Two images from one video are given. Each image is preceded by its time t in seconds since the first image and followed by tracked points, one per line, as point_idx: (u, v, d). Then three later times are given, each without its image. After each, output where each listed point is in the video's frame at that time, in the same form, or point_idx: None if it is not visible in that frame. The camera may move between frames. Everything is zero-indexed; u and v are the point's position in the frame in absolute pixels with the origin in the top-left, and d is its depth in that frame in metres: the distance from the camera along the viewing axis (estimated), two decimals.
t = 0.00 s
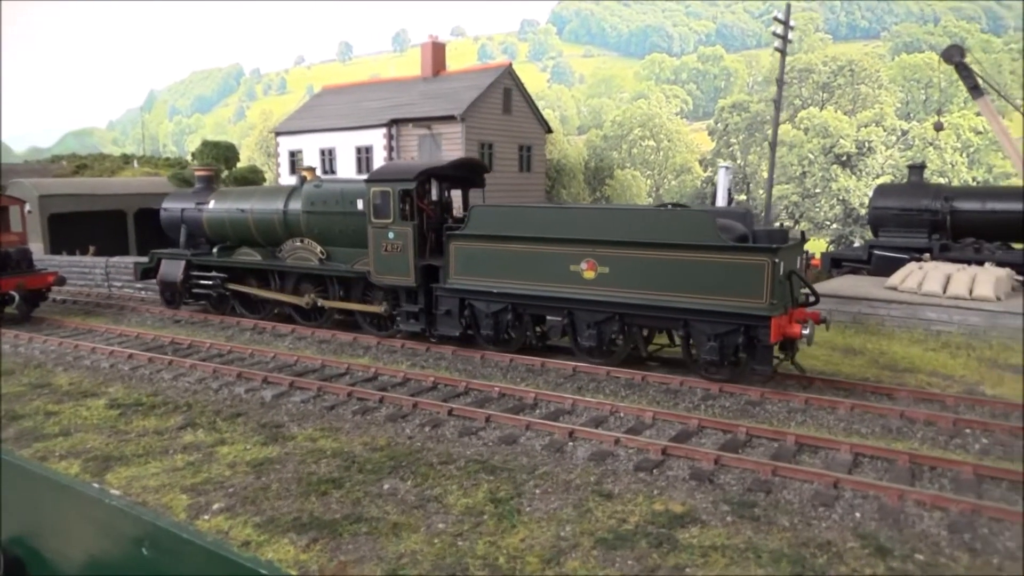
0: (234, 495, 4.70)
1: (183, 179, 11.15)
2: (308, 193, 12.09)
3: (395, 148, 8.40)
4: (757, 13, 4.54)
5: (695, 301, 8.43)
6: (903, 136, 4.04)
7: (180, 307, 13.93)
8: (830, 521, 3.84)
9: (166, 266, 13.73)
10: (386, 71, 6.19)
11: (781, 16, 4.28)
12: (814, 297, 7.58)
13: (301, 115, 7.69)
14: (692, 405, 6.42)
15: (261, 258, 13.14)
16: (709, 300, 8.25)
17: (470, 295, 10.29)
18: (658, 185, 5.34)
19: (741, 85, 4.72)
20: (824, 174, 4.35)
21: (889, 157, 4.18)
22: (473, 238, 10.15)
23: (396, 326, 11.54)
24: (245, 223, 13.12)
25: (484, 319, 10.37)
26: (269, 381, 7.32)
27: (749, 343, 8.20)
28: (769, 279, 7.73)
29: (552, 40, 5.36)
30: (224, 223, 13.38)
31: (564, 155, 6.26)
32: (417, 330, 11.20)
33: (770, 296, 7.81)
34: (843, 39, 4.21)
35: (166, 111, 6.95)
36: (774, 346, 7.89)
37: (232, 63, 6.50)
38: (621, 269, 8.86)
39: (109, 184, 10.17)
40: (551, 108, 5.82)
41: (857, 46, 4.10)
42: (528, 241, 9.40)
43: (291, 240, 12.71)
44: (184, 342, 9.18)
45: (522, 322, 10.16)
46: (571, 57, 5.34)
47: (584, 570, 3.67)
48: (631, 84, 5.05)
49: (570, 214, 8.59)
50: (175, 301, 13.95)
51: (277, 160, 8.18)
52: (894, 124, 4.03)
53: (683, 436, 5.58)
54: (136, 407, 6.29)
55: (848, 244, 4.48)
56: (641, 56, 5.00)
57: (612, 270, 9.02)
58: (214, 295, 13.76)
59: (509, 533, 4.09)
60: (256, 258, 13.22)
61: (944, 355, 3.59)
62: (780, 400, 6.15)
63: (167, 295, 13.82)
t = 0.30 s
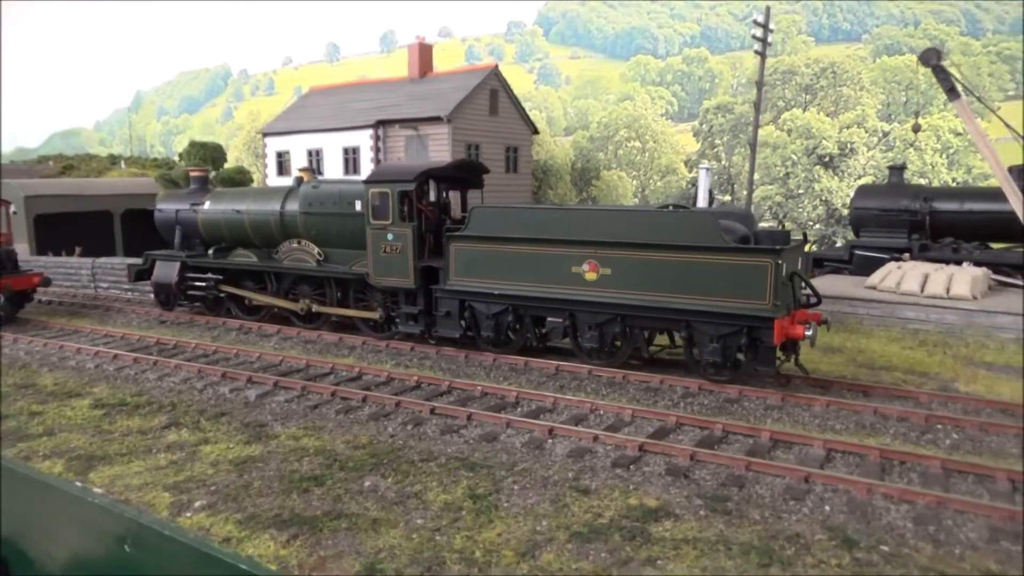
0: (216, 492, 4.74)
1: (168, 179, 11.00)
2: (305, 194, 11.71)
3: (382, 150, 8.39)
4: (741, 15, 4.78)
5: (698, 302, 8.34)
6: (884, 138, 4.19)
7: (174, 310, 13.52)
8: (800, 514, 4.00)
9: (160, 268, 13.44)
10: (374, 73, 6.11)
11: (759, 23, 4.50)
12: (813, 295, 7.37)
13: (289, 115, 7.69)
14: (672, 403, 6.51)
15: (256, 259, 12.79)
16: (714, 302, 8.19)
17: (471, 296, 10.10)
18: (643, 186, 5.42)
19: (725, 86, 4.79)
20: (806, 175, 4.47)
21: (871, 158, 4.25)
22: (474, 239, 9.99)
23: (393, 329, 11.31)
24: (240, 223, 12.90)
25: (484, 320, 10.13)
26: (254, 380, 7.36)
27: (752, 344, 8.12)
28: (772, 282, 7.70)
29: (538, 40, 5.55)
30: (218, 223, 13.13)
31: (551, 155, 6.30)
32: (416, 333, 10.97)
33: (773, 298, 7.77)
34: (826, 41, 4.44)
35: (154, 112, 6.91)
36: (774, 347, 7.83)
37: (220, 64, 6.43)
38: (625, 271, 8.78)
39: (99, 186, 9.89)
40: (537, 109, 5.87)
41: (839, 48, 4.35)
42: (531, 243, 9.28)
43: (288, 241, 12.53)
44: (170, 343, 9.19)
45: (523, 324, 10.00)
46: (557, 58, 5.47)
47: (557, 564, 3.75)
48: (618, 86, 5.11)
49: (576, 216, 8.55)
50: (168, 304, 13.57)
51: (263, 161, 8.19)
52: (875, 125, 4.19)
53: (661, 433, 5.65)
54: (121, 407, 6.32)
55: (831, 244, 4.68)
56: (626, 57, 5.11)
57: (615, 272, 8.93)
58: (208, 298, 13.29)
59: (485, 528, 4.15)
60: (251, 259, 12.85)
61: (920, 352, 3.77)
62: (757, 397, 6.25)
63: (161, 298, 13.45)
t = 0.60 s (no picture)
0: (206, 489, 4.80)
1: (158, 181, 10.96)
2: (305, 195, 11.71)
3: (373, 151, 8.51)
4: (728, 18, 4.66)
5: (703, 304, 8.22)
6: (868, 139, 4.22)
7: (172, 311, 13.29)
8: (777, 508, 4.19)
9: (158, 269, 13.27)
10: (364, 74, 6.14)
11: (743, 26, 4.48)
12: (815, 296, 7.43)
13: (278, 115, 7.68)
14: (657, 400, 6.60)
15: (255, 260, 12.63)
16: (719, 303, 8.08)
17: (473, 297, 9.88)
18: (632, 186, 6.04)
19: (712, 89, 5.08)
20: (792, 176, 4.73)
21: (855, 159, 4.34)
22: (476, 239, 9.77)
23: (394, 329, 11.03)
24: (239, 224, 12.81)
25: (487, 322, 9.93)
26: (244, 379, 7.40)
27: (756, 345, 8.00)
28: (776, 283, 7.64)
29: (528, 42, 5.39)
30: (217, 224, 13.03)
31: (542, 156, 6.83)
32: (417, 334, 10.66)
33: (778, 299, 7.68)
34: (812, 44, 4.37)
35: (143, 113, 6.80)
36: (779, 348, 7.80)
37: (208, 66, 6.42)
38: (629, 272, 8.64)
39: (89, 186, 9.80)
40: (527, 109, 6.20)
41: (824, 51, 4.26)
42: (535, 243, 9.12)
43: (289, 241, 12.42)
44: (161, 343, 9.22)
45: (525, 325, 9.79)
46: (546, 60, 5.38)
47: (540, 556, 3.84)
48: (606, 87, 5.32)
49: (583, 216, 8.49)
50: (166, 305, 13.37)
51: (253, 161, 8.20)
52: (860, 127, 4.23)
53: (645, 430, 5.74)
54: (112, 407, 6.36)
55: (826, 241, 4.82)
56: (615, 59, 5.10)
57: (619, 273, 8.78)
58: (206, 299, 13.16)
59: (471, 522, 4.23)
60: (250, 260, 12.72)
61: (901, 350, 3.90)
62: (740, 395, 6.39)
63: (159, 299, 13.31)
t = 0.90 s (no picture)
0: (192, 486, 4.85)
1: (140, 180, 10.88)
2: (303, 195, 11.46)
3: (358, 155, 8.63)
4: (710, 22, 4.78)
5: (705, 305, 8.20)
6: (847, 142, 4.37)
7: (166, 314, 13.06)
8: (749, 501, 4.37)
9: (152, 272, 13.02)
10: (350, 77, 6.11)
11: (723, 31, 4.68)
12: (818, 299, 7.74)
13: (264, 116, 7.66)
14: (637, 398, 6.70)
15: (252, 262, 12.40)
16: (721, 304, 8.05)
17: (473, 299, 9.82)
18: (617, 188, 5.76)
19: (696, 91, 4.99)
20: (773, 179, 4.75)
21: (835, 162, 4.45)
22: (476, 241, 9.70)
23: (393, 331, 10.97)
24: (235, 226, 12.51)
25: (488, 323, 9.89)
26: (230, 379, 7.44)
27: (758, 345, 8.02)
28: (777, 284, 7.64)
29: (513, 45, 5.54)
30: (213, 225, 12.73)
31: (526, 157, 6.79)
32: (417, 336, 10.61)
33: (779, 301, 7.68)
34: (792, 48, 4.50)
35: (127, 113, 6.86)
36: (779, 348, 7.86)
37: (194, 66, 6.43)
38: (630, 273, 8.63)
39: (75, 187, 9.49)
40: (511, 111, 6.15)
41: (803, 55, 4.41)
42: (536, 244, 9.08)
43: (287, 243, 12.15)
44: (146, 343, 9.23)
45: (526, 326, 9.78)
46: (532, 63, 5.48)
47: (519, 547, 3.93)
48: (591, 90, 5.31)
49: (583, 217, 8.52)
50: (160, 308, 13.10)
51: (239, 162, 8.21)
52: (840, 130, 4.37)
53: (624, 426, 5.84)
54: (98, 406, 6.39)
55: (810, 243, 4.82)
56: (599, 62, 5.18)
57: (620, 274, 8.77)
58: (200, 301, 12.90)
59: (452, 516, 4.30)
60: (247, 262, 12.53)
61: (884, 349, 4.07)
62: (718, 392, 6.54)
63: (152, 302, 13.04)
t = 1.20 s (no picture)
0: (179, 487, 4.87)
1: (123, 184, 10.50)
2: (299, 199, 11.13)
3: (342, 156, 8.05)
4: (693, 25, 5.01)
5: (708, 307, 8.23)
6: (826, 144, 4.60)
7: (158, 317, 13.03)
8: (729, 496, 4.47)
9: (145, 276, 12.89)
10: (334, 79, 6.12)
11: (703, 36, 4.87)
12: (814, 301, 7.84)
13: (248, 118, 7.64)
14: (619, 398, 6.78)
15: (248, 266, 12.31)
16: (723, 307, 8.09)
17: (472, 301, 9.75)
18: (600, 190, 5.46)
19: (679, 94, 5.12)
20: (755, 180, 4.82)
21: (815, 164, 4.67)
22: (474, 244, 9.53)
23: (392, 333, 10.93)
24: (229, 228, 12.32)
25: (488, 326, 9.84)
26: (215, 381, 7.43)
27: (758, 347, 8.13)
28: (781, 286, 7.70)
29: (497, 47, 5.49)
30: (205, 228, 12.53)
31: (511, 160, 6.08)
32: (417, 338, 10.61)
33: (780, 303, 7.78)
34: (772, 51, 4.75)
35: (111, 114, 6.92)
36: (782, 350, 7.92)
37: (178, 68, 6.53)
38: (631, 276, 8.64)
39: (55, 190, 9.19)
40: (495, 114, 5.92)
41: (785, 59, 4.67)
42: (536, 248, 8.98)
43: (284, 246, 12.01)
44: (130, 346, 9.19)
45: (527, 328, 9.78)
46: (516, 65, 5.50)
47: (503, 544, 3.99)
48: (575, 92, 5.35)
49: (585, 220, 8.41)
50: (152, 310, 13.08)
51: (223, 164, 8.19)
52: (819, 133, 4.59)
53: (607, 425, 5.92)
54: (82, 409, 6.37)
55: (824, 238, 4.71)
56: (583, 65, 5.36)
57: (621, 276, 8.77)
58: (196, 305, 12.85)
59: (438, 514, 4.35)
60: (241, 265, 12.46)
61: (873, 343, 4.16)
62: (699, 391, 6.64)
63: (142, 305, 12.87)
